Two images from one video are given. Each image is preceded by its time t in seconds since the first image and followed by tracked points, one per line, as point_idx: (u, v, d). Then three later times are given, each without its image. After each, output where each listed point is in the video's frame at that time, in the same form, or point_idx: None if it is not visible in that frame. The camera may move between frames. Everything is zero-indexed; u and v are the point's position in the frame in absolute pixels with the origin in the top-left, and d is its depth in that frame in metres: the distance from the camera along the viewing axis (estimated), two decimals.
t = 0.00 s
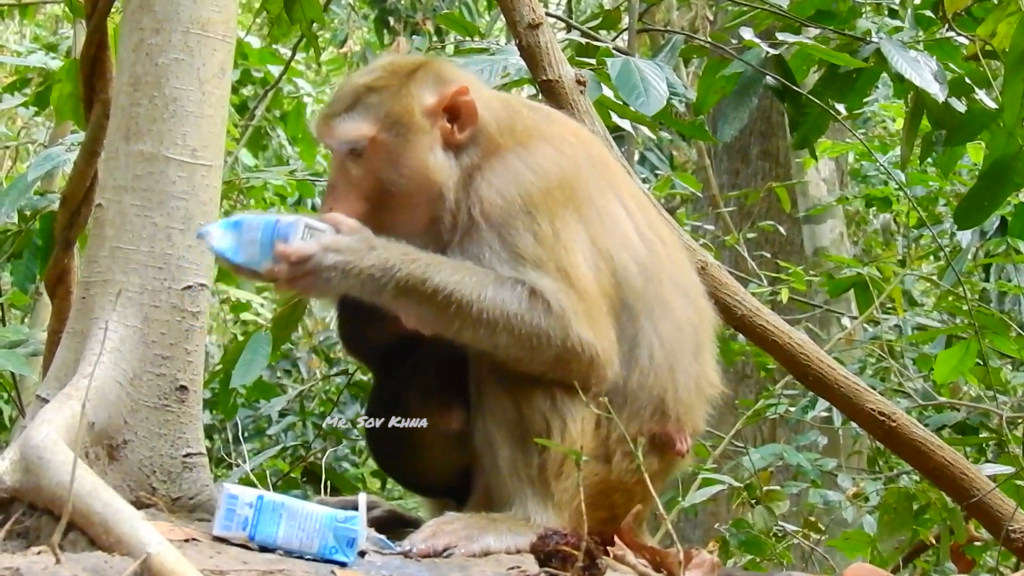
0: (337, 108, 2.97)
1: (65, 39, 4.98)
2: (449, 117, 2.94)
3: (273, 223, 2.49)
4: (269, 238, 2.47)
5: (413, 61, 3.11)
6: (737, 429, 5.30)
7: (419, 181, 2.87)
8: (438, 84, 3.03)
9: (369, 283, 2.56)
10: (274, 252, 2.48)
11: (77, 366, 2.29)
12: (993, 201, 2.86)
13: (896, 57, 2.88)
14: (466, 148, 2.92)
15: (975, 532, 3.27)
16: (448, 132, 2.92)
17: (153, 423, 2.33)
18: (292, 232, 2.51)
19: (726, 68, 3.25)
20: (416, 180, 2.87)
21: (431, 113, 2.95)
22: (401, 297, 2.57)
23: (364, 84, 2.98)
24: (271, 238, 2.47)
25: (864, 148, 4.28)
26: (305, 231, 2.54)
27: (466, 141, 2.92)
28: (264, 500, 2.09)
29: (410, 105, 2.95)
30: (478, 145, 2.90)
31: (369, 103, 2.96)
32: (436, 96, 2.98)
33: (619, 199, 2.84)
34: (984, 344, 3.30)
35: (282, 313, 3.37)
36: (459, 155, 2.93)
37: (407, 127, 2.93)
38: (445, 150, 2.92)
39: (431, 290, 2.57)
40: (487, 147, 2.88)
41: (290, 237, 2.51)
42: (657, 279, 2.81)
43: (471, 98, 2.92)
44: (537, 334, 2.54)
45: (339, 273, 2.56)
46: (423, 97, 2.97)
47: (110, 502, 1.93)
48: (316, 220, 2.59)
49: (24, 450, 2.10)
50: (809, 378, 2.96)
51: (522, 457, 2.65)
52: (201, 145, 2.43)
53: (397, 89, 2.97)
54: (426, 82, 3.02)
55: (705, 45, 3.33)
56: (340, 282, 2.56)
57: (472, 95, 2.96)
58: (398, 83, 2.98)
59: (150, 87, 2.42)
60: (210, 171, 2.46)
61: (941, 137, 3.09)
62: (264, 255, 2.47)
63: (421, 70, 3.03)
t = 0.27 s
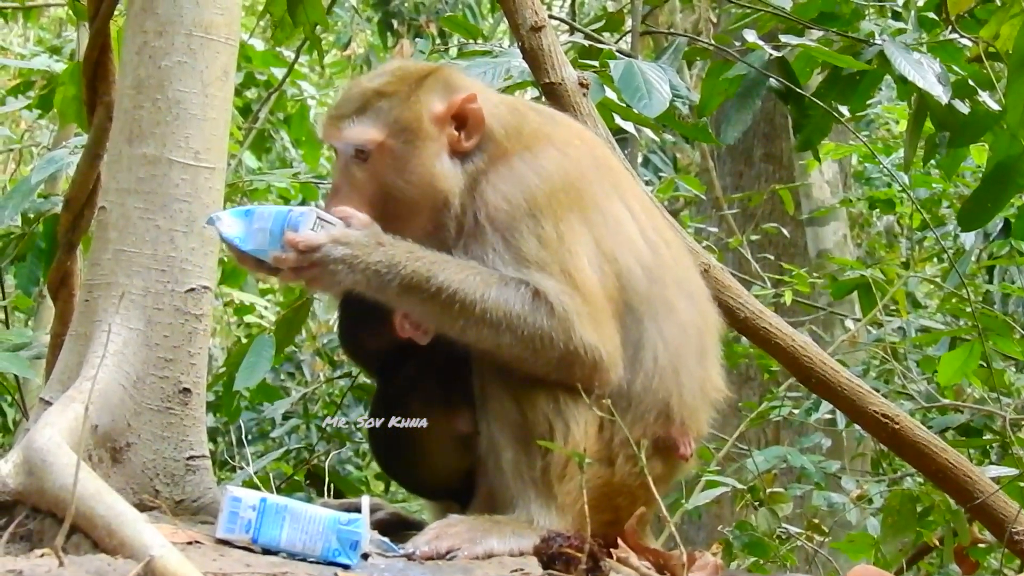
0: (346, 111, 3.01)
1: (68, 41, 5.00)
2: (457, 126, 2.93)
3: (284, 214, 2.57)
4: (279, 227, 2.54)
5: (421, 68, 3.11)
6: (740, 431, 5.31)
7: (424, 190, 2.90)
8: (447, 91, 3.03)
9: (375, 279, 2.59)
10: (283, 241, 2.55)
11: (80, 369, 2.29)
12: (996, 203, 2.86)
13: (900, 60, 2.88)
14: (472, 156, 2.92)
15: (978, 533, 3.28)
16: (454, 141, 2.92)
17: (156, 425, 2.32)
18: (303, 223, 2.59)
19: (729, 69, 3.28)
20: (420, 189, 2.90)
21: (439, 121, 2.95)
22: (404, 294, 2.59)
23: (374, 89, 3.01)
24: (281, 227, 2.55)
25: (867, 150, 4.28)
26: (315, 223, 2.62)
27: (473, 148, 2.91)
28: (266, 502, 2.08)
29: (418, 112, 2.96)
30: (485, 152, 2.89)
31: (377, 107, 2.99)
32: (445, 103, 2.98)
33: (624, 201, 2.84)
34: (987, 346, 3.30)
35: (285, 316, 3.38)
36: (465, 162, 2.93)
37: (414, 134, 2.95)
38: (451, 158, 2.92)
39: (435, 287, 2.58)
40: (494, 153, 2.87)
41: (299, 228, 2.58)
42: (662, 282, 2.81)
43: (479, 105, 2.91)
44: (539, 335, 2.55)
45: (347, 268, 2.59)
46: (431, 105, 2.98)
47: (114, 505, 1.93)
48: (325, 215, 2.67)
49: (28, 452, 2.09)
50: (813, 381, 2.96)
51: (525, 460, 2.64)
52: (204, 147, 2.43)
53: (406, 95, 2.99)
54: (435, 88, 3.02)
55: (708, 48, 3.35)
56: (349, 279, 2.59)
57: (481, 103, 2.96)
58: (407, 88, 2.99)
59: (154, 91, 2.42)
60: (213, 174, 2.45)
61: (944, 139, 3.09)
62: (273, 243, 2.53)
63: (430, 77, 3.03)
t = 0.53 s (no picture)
0: (354, 110, 3.02)
1: (70, 44, 5.00)
2: (462, 127, 2.93)
3: (291, 210, 2.61)
4: (284, 223, 2.58)
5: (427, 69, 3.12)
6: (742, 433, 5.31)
7: (427, 191, 2.89)
8: (453, 92, 3.03)
9: (378, 279, 2.59)
10: (288, 236, 2.58)
11: (81, 372, 2.24)
12: (998, 205, 2.86)
13: (901, 61, 2.89)
14: (477, 158, 2.92)
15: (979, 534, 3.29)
16: (459, 142, 2.92)
17: (156, 428, 2.26)
18: (309, 218, 2.61)
19: (730, 71, 3.29)
20: (425, 188, 2.90)
21: (445, 122, 2.95)
22: (406, 295, 2.59)
23: (380, 90, 3.02)
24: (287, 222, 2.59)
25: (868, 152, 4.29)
26: (321, 218, 2.64)
27: (479, 150, 2.92)
28: (267, 504, 2.07)
29: (424, 113, 2.96)
30: (490, 154, 2.90)
31: (383, 107, 3.00)
32: (450, 104, 2.98)
33: (628, 205, 2.84)
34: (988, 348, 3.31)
35: (285, 319, 3.41)
36: (470, 164, 2.92)
37: (420, 134, 2.95)
38: (456, 159, 2.92)
39: (438, 288, 2.58)
40: (499, 155, 2.87)
41: (306, 223, 2.61)
42: (666, 286, 2.81)
43: (484, 107, 2.91)
44: (541, 338, 2.55)
45: (351, 266, 2.59)
46: (437, 105, 2.98)
47: (115, 507, 1.91)
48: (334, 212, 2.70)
49: (28, 455, 2.07)
50: (814, 382, 2.96)
51: (526, 462, 2.64)
52: (205, 150, 2.36)
53: (411, 95, 3.00)
54: (441, 87, 3.02)
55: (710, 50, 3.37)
56: (353, 278, 2.59)
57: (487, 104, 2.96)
58: (413, 89, 3.00)
59: (154, 93, 2.35)
60: (214, 177, 2.38)
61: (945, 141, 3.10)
62: (278, 238, 2.57)
63: (437, 77, 3.03)
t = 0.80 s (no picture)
0: (359, 109, 3.02)
1: (72, 46, 5.02)
2: (467, 128, 2.94)
3: (295, 207, 2.58)
4: (288, 220, 2.55)
5: (433, 69, 3.12)
6: (744, 435, 5.32)
7: (432, 191, 2.89)
8: (459, 92, 3.03)
9: (381, 279, 2.59)
10: (292, 232, 2.55)
11: (83, 374, 2.24)
12: (1000, 207, 2.86)
13: (903, 63, 2.89)
14: (482, 160, 2.93)
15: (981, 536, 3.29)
16: (463, 143, 2.92)
17: (159, 430, 2.26)
18: (313, 216, 2.59)
19: (732, 73, 3.30)
20: (430, 188, 2.89)
21: (450, 122, 2.95)
22: (407, 294, 2.59)
23: (386, 89, 3.02)
24: (291, 218, 2.56)
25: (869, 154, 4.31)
26: (325, 216, 2.63)
27: (483, 151, 2.92)
28: (269, 506, 2.04)
29: (430, 113, 2.96)
30: (495, 156, 2.90)
31: (389, 107, 3.00)
32: (456, 104, 2.98)
33: (632, 208, 2.84)
34: (990, 350, 3.31)
35: (288, 320, 3.42)
36: (474, 166, 2.93)
37: (424, 134, 2.95)
38: (460, 159, 2.92)
39: (439, 289, 2.58)
40: (504, 158, 2.87)
41: (309, 220, 2.58)
42: (669, 289, 2.81)
43: (489, 109, 2.92)
44: (542, 340, 2.55)
45: (354, 266, 2.59)
46: (442, 106, 2.98)
47: (118, 509, 1.90)
48: (337, 211, 2.68)
49: (31, 457, 2.07)
50: (817, 384, 2.97)
51: (529, 464, 2.64)
52: (208, 152, 2.36)
53: (417, 95, 3.00)
54: (447, 88, 3.03)
55: (712, 52, 3.36)
56: (356, 277, 2.59)
57: (492, 105, 2.96)
58: (419, 88, 3.00)
59: (157, 95, 2.35)
60: (217, 179, 2.38)
61: (947, 143, 3.11)
62: (281, 235, 2.54)
63: (442, 78, 3.03)
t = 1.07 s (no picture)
0: (361, 109, 3.03)
1: (74, 48, 5.03)
2: (469, 130, 2.94)
3: (296, 206, 2.58)
4: (290, 219, 2.55)
5: (436, 70, 3.12)
6: (745, 437, 5.32)
7: (433, 192, 2.89)
8: (461, 93, 3.04)
9: (381, 279, 2.59)
10: (293, 231, 2.54)
11: (85, 375, 2.23)
12: (1002, 208, 2.86)
13: (905, 64, 2.89)
14: (483, 161, 2.93)
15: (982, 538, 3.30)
16: (465, 144, 2.92)
17: (160, 432, 2.26)
18: (313, 216, 2.58)
19: (734, 76, 3.30)
20: (431, 189, 2.89)
21: (452, 124, 2.96)
22: (407, 295, 2.59)
23: (388, 91, 3.03)
24: (294, 216, 2.56)
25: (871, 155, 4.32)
26: (326, 216, 2.62)
27: (485, 153, 2.92)
28: (271, 509, 2.04)
29: (432, 114, 2.97)
30: (496, 158, 2.90)
31: (391, 107, 3.00)
32: (458, 105, 2.99)
33: (634, 212, 2.84)
34: (992, 352, 3.32)
35: (289, 322, 3.42)
36: (476, 168, 2.93)
37: (426, 135, 2.95)
38: (462, 161, 2.92)
39: (439, 291, 2.58)
40: (506, 160, 2.87)
41: (310, 219, 2.58)
42: (670, 292, 2.81)
43: (491, 110, 2.92)
44: (542, 343, 2.54)
45: (355, 266, 2.59)
46: (445, 108, 2.98)
47: (119, 512, 1.89)
48: (338, 211, 2.67)
49: (32, 459, 2.05)
50: (818, 386, 2.97)
51: (530, 466, 2.64)
52: (210, 154, 2.36)
53: (419, 96, 3.01)
54: (449, 89, 3.03)
55: (713, 53, 3.36)
56: (356, 277, 2.59)
57: (494, 107, 2.96)
58: (421, 89, 3.01)
59: (159, 97, 2.35)
60: (219, 181, 2.38)
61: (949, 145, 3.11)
62: (281, 235, 2.53)
63: (445, 79, 3.04)
